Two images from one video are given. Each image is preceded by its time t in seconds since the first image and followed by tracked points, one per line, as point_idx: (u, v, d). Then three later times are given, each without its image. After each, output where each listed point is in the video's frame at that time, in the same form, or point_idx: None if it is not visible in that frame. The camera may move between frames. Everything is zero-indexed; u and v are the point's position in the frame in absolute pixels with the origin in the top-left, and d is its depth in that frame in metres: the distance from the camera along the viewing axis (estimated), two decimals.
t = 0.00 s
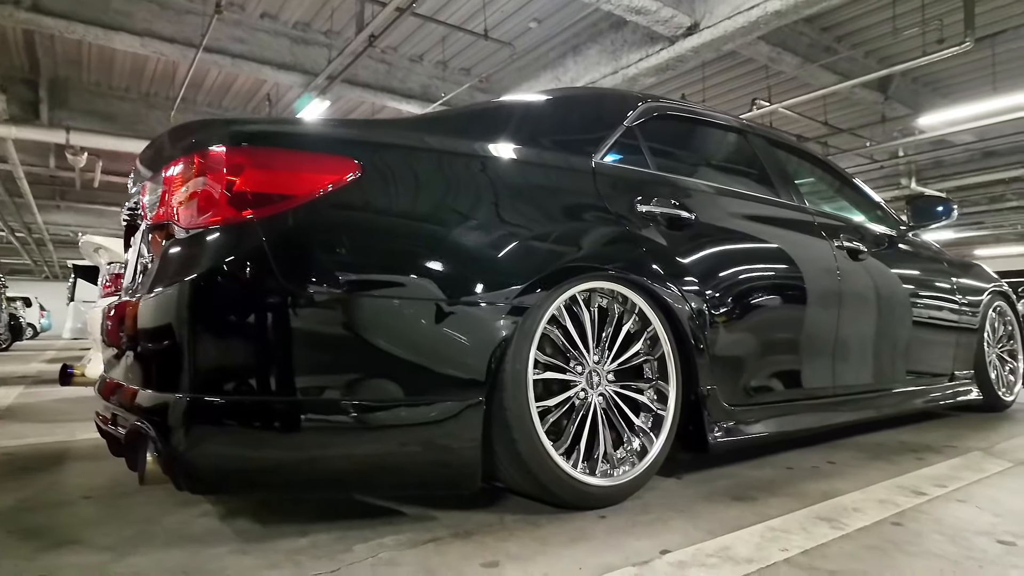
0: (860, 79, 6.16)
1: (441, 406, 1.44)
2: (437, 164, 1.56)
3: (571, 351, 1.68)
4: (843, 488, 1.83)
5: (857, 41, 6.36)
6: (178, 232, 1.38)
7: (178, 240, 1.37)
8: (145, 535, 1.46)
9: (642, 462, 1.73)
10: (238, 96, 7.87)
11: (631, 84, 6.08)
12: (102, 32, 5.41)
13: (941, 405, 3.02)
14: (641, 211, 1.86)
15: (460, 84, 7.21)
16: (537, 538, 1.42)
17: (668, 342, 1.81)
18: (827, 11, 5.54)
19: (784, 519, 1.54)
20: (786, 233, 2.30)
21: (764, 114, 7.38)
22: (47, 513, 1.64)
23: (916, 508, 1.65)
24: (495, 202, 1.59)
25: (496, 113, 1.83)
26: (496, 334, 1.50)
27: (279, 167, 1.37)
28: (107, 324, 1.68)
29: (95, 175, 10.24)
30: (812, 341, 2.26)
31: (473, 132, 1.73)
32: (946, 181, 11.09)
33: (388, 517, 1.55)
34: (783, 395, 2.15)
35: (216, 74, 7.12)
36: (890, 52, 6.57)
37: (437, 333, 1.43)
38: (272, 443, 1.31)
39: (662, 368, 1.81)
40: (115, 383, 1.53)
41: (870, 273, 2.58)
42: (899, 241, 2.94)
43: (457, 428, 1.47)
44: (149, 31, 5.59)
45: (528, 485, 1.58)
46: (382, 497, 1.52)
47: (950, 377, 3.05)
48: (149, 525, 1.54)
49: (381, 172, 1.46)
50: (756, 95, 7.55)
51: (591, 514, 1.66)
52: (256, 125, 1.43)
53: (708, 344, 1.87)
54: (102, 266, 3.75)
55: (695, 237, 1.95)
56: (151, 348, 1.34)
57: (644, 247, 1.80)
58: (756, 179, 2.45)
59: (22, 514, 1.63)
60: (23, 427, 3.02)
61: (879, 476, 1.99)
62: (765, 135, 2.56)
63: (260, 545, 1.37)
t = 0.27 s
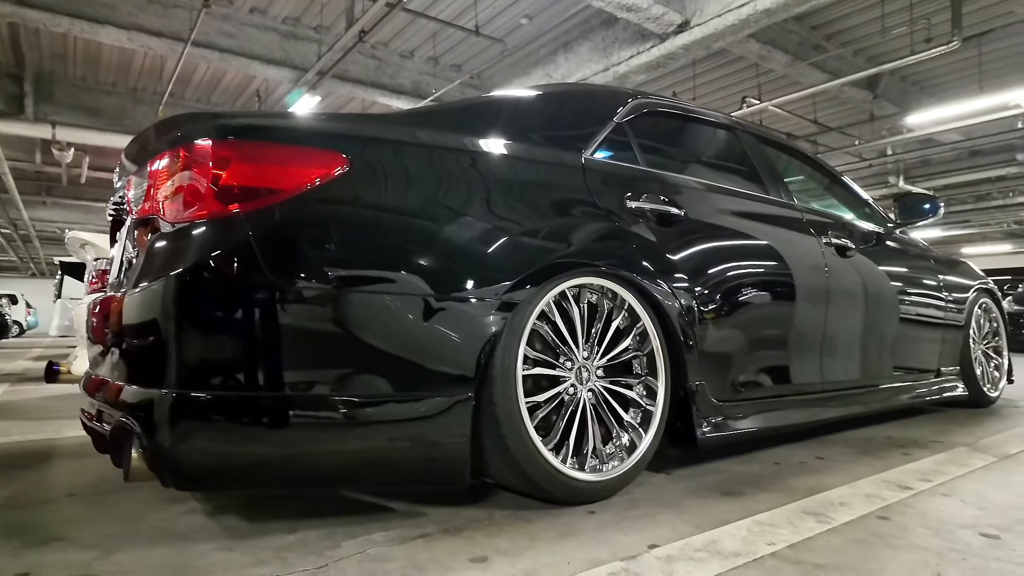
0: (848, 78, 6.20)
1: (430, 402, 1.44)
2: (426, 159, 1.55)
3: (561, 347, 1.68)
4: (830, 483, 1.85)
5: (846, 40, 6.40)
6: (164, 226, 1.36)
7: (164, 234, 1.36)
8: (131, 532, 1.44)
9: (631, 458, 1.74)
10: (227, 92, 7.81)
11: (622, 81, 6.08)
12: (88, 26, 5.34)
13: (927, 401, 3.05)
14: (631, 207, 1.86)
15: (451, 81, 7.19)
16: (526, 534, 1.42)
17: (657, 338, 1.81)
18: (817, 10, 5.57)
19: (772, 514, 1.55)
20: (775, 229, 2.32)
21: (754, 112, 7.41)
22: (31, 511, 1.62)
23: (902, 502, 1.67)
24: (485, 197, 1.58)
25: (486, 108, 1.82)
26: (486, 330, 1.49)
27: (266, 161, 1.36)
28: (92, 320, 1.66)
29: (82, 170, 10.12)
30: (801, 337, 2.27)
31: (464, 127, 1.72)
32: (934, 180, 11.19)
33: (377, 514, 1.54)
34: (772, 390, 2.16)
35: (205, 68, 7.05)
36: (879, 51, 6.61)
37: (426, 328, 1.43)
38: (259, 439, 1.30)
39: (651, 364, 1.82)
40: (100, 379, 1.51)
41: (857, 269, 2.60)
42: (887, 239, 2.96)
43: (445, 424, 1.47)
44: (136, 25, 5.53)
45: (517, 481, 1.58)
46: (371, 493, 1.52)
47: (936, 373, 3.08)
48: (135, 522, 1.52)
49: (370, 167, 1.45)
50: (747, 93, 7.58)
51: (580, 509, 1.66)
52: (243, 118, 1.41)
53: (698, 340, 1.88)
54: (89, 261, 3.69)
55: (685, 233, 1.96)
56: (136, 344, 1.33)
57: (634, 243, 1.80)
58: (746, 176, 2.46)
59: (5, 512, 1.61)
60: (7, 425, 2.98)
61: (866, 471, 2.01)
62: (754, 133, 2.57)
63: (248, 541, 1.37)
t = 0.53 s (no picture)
0: (838, 77, 6.23)
1: (419, 398, 1.43)
2: (418, 154, 1.55)
3: (552, 343, 1.68)
4: (819, 478, 1.86)
5: (837, 38, 6.43)
6: (150, 222, 1.35)
7: (151, 229, 1.34)
8: (118, 530, 1.43)
9: (621, 454, 1.74)
10: (217, 87, 7.75)
11: (614, 78, 6.08)
12: (75, 20, 5.28)
13: (915, 397, 3.07)
14: (622, 204, 1.86)
15: (443, 77, 7.17)
16: (517, 530, 1.42)
17: (648, 335, 1.82)
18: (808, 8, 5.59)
19: (762, 509, 1.56)
20: (765, 227, 2.32)
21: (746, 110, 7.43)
22: (17, 509, 1.60)
23: (890, 497, 1.68)
24: (476, 193, 1.58)
25: (478, 104, 1.81)
26: (477, 327, 1.49)
27: (254, 156, 1.34)
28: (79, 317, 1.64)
29: (70, 165, 10.01)
30: (791, 334, 2.28)
31: (456, 123, 1.71)
32: (923, 178, 11.28)
33: (367, 511, 1.54)
34: (762, 386, 2.17)
35: (195, 63, 6.99)
36: (869, 50, 6.64)
37: (417, 325, 1.42)
38: (247, 436, 1.29)
39: (642, 361, 1.82)
40: (86, 376, 1.49)
41: (847, 266, 2.61)
42: (876, 236, 2.97)
43: (436, 421, 1.46)
44: (125, 19, 5.47)
45: (507, 477, 1.58)
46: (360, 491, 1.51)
47: (925, 369, 3.10)
48: (123, 520, 1.51)
49: (359, 162, 1.45)
50: (738, 90, 7.59)
51: (570, 505, 1.66)
52: (231, 113, 1.40)
53: (688, 337, 1.89)
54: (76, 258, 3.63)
55: (676, 230, 1.96)
56: (123, 341, 1.32)
57: (625, 239, 1.80)
58: (737, 173, 2.47)
59: None
60: None
61: (855, 466, 2.02)
62: (745, 130, 2.58)
63: (236, 539, 1.36)
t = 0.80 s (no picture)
0: (829, 75, 6.26)
1: (410, 395, 1.43)
2: (409, 150, 1.54)
3: (543, 340, 1.68)
4: (808, 475, 1.87)
5: (828, 37, 6.45)
6: (137, 218, 1.34)
7: (138, 225, 1.33)
8: (105, 530, 1.42)
9: (612, 451, 1.74)
10: (207, 83, 7.69)
11: (606, 76, 6.07)
12: (62, 14, 5.22)
13: (904, 394, 3.09)
14: (614, 201, 1.86)
15: (435, 73, 7.14)
16: (508, 527, 1.42)
17: (640, 333, 1.82)
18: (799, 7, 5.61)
19: (751, 505, 1.57)
20: (756, 224, 2.33)
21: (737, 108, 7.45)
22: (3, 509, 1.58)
23: (878, 493, 1.69)
24: (468, 190, 1.57)
25: (470, 100, 1.81)
26: (468, 324, 1.49)
27: (242, 151, 1.33)
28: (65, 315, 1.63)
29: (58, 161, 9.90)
30: (781, 331, 2.29)
31: (448, 119, 1.71)
32: (912, 177, 11.36)
33: (357, 508, 1.53)
34: (753, 383, 2.18)
35: (184, 58, 6.93)
36: (860, 48, 6.68)
37: (407, 322, 1.41)
38: (236, 434, 1.28)
39: (633, 358, 1.82)
40: (72, 374, 1.48)
41: (837, 264, 2.62)
42: (866, 234, 2.99)
43: (427, 418, 1.46)
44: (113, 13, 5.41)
45: (498, 474, 1.58)
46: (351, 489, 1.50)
47: (913, 366, 3.13)
48: (110, 519, 1.50)
49: (349, 158, 1.43)
50: (730, 88, 7.61)
51: (561, 502, 1.66)
52: (220, 108, 1.39)
53: (679, 335, 1.89)
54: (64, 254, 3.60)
55: (667, 227, 1.96)
56: (110, 338, 1.30)
57: (616, 236, 1.80)
58: (728, 171, 2.47)
59: None
60: None
61: (844, 463, 2.04)
62: (736, 128, 2.58)
63: (225, 538, 1.35)
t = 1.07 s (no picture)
0: (822, 73, 6.28)
1: (402, 393, 1.42)
2: (401, 146, 1.53)
3: (536, 337, 1.67)
4: (800, 471, 1.88)
5: (821, 35, 6.47)
6: (126, 214, 1.33)
7: (126, 221, 1.32)
8: (94, 528, 1.41)
9: (605, 448, 1.75)
10: (199, 79, 7.63)
11: (601, 73, 6.07)
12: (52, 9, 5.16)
13: (895, 391, 3.11)
14: (607, 198, 1.85)
15: (429, 70, 7.11)
16: (500, 524, 1.41)
17: (632, 330, 1.82)
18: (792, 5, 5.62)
19: (743, 502, 1.58)
20: (749, 222, 2.34)
21: (731, 106, 7.46)
22: None
23: (869, 489, 1.70)
24: (460, 186, 1.57)
25: (462, 96, 1.80)
26: (461, 321, 1.48)
27: (232, 147, 1.32)
28: (54, 312, 1.62)
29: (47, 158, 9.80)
30: (774, 328, 2.30)
31: (441, 115, 1.70)
32: (904, 175, 11.43)
33: (349, 506, 1.52)
34: (745, 380, 2.19)
35: (175, 54, 6.87)
36: (853, 47, 6.69)
37: (399, 319, 1.41)
38: (227, 432, 1.27)
39: (626, 355, 1.82)
40: (60, 371, 1.47)
41: (829, 261, 2.63)
42: (858, 232, 3.00)
43: (418, 415, 1.45)
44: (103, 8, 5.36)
45: (491, 471, 1.57)
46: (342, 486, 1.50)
47: (905, 363, 3.15)
48: (100, 518, 1.48)
49: (341, 153, 1.42)
50: (724, 86, 7.62)
51: (553, 499, 1.66)
52: (209, 103, 1.38)
53: (672, 332, 1.89)
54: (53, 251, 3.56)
55: (660, 225, 1.96)
56: (98, 335, 1.29)
57: (609, 232, 1.80)
58: (722, 169, 2.47)
59: None
60: None
61: (835, 459, 2.05)
62: (729, 125, 2.58)
63: (216, 535, 1.34)
